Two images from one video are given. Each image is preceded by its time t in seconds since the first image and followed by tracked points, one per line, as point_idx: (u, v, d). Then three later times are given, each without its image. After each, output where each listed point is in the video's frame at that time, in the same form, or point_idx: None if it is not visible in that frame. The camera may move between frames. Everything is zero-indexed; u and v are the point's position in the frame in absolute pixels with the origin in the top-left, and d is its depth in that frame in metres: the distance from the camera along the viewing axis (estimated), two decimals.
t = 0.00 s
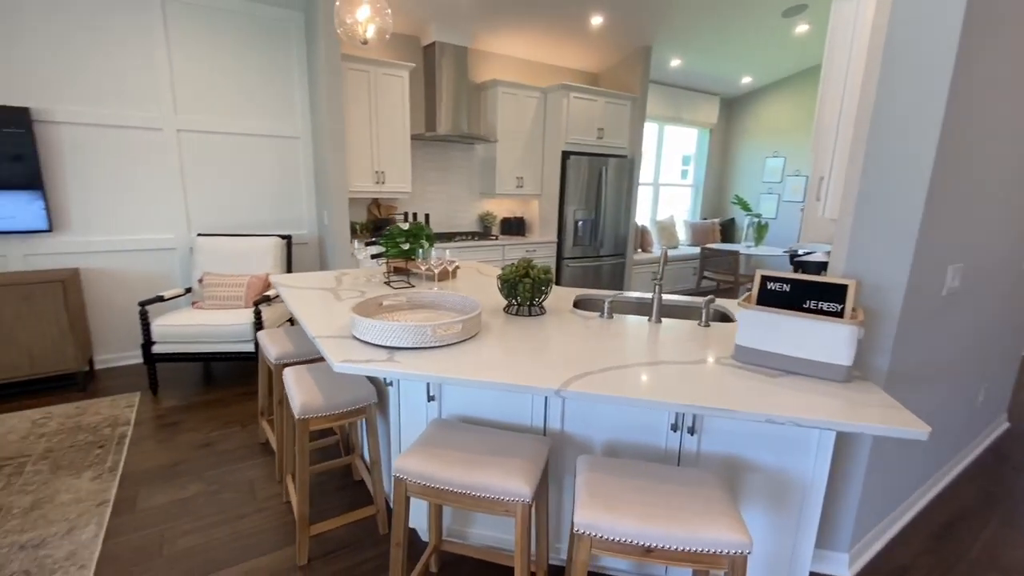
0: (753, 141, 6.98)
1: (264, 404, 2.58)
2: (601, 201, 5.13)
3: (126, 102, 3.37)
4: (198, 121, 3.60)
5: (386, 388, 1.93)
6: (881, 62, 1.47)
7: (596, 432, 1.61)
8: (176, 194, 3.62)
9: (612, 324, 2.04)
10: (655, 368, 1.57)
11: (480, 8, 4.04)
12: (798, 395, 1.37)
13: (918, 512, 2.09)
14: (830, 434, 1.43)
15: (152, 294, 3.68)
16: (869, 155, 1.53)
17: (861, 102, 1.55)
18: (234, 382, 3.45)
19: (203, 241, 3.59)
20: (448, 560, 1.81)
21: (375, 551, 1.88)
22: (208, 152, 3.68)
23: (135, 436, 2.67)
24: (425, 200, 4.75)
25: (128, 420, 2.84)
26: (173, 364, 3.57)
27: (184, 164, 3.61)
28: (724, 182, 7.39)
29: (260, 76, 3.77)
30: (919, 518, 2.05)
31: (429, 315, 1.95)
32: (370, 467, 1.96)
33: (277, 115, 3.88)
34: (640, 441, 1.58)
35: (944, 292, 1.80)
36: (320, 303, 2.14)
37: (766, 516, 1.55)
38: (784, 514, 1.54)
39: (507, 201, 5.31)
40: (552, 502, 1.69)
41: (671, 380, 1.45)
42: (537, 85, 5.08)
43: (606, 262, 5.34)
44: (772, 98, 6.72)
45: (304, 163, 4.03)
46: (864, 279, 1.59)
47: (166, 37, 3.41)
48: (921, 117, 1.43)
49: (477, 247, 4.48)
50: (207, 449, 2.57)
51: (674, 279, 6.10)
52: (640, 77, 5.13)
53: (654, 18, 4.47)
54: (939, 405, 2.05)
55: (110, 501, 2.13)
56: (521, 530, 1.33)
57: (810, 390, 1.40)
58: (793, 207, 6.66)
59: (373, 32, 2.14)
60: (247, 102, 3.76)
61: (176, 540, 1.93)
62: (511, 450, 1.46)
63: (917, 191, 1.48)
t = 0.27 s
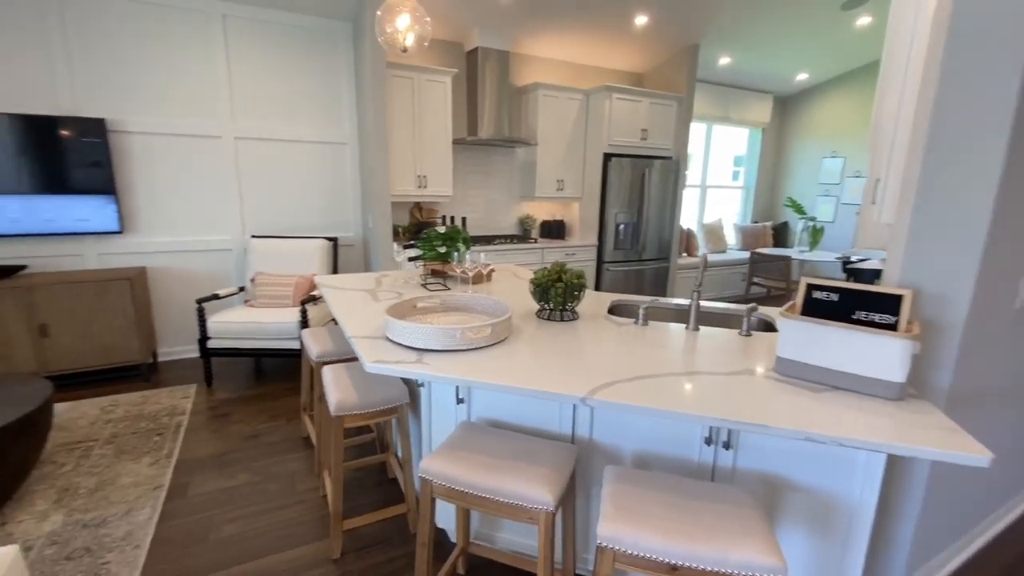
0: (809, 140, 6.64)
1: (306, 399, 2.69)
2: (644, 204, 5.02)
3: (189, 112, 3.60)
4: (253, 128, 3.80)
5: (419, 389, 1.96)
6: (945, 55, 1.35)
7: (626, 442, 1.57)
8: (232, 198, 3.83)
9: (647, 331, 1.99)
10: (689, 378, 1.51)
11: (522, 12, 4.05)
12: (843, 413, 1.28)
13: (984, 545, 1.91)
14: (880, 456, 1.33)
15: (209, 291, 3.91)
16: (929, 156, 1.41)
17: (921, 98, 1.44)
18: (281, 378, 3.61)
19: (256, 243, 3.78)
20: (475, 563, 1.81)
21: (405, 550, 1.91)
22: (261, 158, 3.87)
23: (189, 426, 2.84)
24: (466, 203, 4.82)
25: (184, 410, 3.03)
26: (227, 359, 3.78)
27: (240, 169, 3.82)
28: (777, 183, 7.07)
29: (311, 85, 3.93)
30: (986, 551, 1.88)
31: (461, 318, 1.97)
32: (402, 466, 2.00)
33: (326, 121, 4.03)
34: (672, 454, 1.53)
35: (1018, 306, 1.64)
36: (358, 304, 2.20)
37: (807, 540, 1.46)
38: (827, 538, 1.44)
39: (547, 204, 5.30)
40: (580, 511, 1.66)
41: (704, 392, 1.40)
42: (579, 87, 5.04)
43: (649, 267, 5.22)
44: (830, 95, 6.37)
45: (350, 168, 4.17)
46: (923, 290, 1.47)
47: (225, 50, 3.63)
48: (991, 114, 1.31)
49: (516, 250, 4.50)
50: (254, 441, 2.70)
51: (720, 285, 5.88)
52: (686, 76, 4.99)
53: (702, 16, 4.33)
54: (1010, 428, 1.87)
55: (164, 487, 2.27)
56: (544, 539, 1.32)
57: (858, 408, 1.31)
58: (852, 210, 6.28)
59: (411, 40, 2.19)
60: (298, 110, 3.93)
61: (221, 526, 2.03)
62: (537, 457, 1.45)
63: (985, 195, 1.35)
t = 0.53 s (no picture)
0: (874, 141, 6.23)
1: (349, 399, 2.76)
2: (692, 209, 4.86)
3: (248, 121, 3.80)
4: (306, 136, 3.96)
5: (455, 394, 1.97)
6: None
7: (666, 459, 1.51)
8: (286, 203, 4.00)
9: (691, 342, 1.91)
10: (734, 394, 1.43)
11: (568, 16, 4.02)
12: (907, 440, 1.17)
13: None
14: (950, 489, 1.21)
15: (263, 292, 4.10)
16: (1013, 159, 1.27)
17: (1003, 94, 1.30)
18: (327, 376, 3.73)
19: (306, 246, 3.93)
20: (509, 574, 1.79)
21: (439, 554, 1.92)
22: (313, 164, 4.03)
23: (241, 420, 2.98)
24: (509, 207, 4.83)
25: (237, 405, 3.18)
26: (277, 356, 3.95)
27: (293, 175, 3.99)
28: (838, 187, 6.68)
29: (360, 93, 4.06)
30: None
31: (498, 324, 1.96)
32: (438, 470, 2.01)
33: (374, 128, 4.15)
34: (715, 474, 1.46)
35: None
36: (399, 307, 2.24)
37: None
38: None
39: (591, 209, 5.24)
40: (616, 529, 1.61)
41: (749, 410, 1.32)
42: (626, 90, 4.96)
43: (696, 274, 5.04)
44: (899, 93, 5.96)
45: (397, 173, 4.27)
46: (1003, 308, 1.33)
47: (282, 61, 3.80)
48: None
49: (558, 256, 4.47)
50: (299, 437, 2.80)
51: (773, 294, 5.61)
52: (739, 76, 4.79)
53: (757, 13, 4.16)
54: None
55: (215, 478, 2.38)
56: (576, 555, 1.28)
57: (925, 435, 1.19)
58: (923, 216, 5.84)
59: (455, 48, 2.22)
60: (348, 117, 4.06)
61: (265, 520, 2.11)
62: (572, 470, 1.41)
63: None
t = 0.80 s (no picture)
0: (949, 143, 5.78)
1: (389, 401, 2.80)
2: (744, 215, 4.65)
3: (301, 129, 3.96)
4: (355, 143, 4.08)
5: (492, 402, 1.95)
6: None
7: (709, 481, 1.43)
8: (335, 207, 4.14)
9: (739, 357, 1.82)
10: (785, 415, 1.34)
11: (615, 18, 3.96)
12: (986, 477, 1.05)
13: None
14: None
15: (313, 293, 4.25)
16: None
17: None
18: (371, 377, 3.82)
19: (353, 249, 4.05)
20: None
21: (472, 563, 1.90)
22: (362, 170, 4.14)
23: (288, 417, 3.09)
24: (552, 213, 4.80)
25: (285, 402, 3.30)
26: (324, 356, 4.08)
27: (342, 181, 4.12)
28: (906, 192, 6.23)
29: (408, 100, 4.15)
30: None
31: (537, 333, 1.93)
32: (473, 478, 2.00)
33: (420, 134, 4.23)
34: (763, 499, 1.36)
35: None
36: (439, 312, 2.25)
37: None
38: None
39: (636, 214, 5.12)
40: (655, 551, 1.54)
41: (802, 434, 1.23)
42: (675, 92, 4.82)
43: (747, 283, 4.82)
44: (978, 90, 5.49)
45: (441, 178, 4.33)
46: None
47: (334, 71, 3.94)
48: None
49: (601, 262, 4.39)
50: (341, 436, 2.87)
51: (831, 305, 5.29)
52: (797, 76, 4.56)
53: (818, 10, 3.94)
54: None
55: (261, 473, 2.48)
56: None
57: (1007, 471, 1.07)
58: (1005, 224, 5.35)
59: (499, 54, 2.21)
60: (396, 124, 4.16)
61: (306, 516, 2.17)
62: (608, 488, 1.36)
63: None
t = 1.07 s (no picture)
0: None
1: (426, 401, 2.85)
2: (796, 220, 4.44)
3: (350, 135, 4.11)
4: (400, 148, 4.19)
5: (525, 407, 1.95)
6: None
7: (747, 499, 1.37)
8: (380, 210, 4.26)
9: (784, 370, 1.73)
10: (831, 434, 1.27)
11: (662, 19, 3.88)
12: None
13: None
14: None
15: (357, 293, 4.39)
16: None
17: None
18: (411, 376, 3.90)
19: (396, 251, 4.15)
20: None
21: (503, 566, 1.90)
22: (406, 174, 4.25)
23: (331, 412, 3.20)
24: (593, 217, 4.75)
25: (328, 397, 3.43)
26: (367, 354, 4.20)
27: (387, 184, 4.23)
28: (982, 196, 5.75)
29: (452, 105, 4.22)
30: None
31: (571, 338, 1.91)
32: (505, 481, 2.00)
33: (463, 139, 4.29)
34: (806, 521, 1.29)
35: None
36: (475, 315, 2.28)
37: None
38: None
39: (681, 219, 4.99)
40: (689, 567, 1.49)
41: (847, 455, 1.16)
42: (724, 93, 4.67)
43: (799, 291, 4.59)
44: None
45: (483, 182, 4.38)
46: None
47: (382, 79, 4.06)
48: None
49: (643, 267, 4.31)
50: (380, 433, 2.94)
51: (893, 317, 4.96)
52: (858, 74, 4.31)
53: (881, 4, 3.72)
54: None
55: (304, 465, 2.58)
56: None
57: None
58: None
59: (539, 59, 2.23)
60: (440, 129, 4.24)
61: (343, 510, 2.24)
62: (639, 500, 1.33)
63: None
